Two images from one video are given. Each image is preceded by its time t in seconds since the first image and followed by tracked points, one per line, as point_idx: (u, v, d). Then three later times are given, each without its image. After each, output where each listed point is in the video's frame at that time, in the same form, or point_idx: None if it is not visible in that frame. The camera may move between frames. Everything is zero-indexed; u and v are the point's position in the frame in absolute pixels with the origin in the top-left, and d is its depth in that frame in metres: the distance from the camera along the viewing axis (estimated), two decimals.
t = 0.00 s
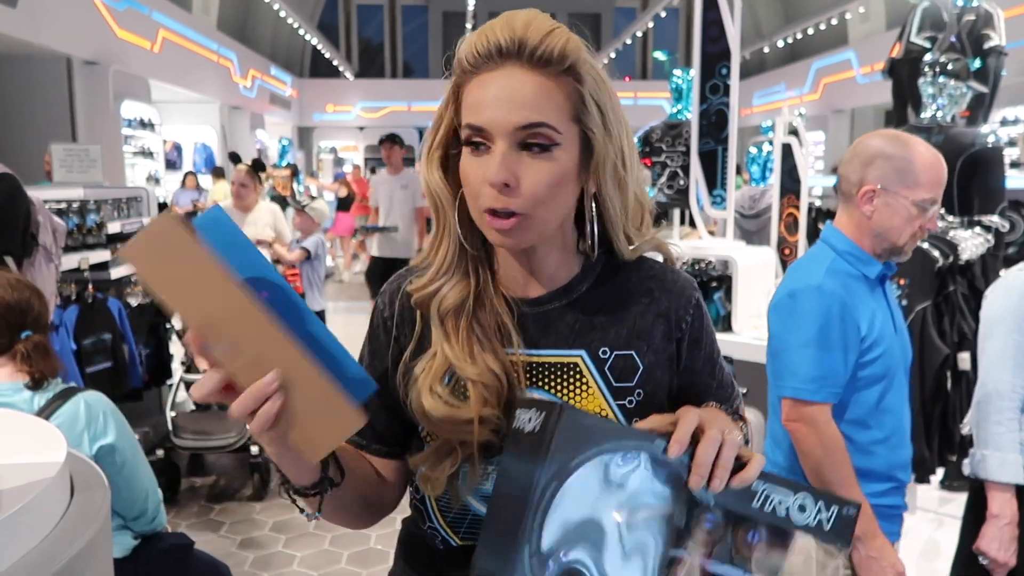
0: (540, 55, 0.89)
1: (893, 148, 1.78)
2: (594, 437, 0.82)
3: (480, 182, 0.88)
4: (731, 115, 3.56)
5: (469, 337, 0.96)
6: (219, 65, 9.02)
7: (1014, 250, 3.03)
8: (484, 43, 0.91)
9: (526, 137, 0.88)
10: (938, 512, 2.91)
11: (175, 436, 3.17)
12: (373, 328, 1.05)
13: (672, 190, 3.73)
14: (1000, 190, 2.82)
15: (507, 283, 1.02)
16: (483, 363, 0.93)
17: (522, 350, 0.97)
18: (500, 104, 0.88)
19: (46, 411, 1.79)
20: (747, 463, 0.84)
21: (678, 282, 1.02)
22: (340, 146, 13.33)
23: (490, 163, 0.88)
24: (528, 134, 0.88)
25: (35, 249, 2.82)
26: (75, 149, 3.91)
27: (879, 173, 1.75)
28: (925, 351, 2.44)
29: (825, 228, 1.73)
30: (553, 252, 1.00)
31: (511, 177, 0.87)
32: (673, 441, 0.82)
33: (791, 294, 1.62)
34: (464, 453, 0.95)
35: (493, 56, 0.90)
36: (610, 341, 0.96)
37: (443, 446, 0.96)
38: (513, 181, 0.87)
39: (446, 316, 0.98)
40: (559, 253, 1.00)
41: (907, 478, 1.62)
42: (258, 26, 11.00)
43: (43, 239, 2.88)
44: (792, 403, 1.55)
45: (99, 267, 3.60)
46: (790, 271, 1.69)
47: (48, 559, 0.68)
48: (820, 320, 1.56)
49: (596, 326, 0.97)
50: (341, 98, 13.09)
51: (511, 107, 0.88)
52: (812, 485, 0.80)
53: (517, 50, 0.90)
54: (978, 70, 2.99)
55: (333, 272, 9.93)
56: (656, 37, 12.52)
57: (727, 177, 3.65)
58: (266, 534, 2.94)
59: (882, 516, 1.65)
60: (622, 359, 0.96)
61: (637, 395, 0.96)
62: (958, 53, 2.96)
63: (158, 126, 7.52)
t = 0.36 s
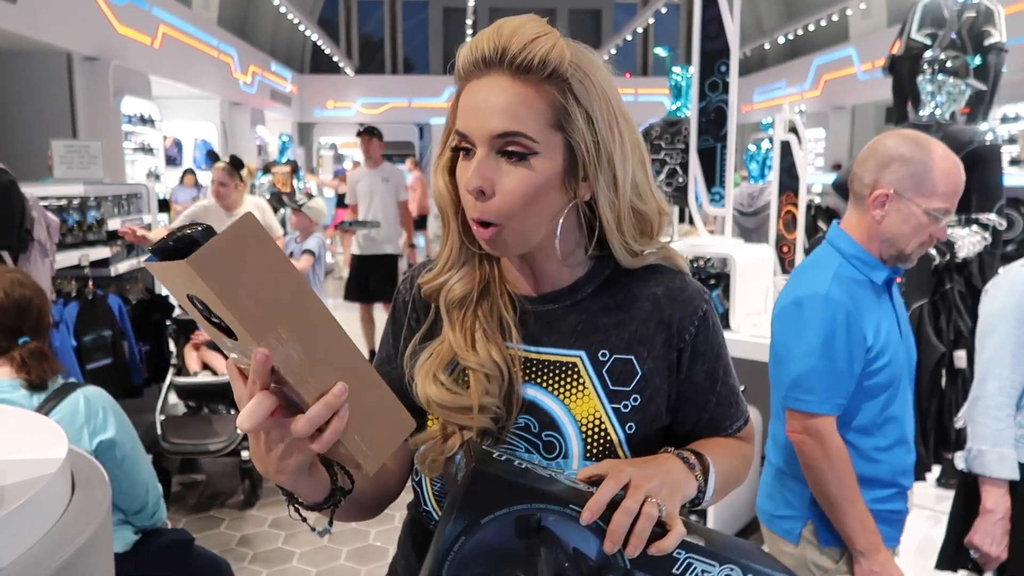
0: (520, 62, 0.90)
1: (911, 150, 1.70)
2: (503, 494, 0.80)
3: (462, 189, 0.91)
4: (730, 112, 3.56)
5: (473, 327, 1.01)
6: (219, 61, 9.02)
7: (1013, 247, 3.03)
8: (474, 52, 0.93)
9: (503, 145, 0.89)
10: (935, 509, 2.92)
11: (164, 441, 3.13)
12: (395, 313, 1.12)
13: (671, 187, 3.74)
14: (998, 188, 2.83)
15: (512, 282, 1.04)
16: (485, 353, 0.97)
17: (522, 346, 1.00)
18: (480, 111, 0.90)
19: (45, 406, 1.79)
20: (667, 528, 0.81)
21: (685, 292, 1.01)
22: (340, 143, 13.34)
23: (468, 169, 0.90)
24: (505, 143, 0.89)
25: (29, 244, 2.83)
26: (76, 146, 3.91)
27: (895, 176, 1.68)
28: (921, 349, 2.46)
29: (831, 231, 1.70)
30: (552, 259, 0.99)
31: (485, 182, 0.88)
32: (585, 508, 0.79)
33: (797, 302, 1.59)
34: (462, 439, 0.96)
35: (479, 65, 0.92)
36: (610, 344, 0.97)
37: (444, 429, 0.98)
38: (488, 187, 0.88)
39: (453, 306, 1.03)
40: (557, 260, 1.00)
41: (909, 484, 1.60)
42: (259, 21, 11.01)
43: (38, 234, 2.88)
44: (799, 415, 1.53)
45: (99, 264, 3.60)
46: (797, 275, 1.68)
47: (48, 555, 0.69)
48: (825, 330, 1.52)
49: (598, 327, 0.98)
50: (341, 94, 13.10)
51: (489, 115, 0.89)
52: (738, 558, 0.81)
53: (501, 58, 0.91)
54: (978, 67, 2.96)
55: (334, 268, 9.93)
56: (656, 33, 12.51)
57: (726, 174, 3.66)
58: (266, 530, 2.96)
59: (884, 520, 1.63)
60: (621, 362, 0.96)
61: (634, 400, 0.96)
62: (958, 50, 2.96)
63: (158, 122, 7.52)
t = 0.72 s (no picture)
0: (511, 58, 0.91)
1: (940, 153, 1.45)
2: (494, 504, 0.81)
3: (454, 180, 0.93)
4: (730, 114, 3.56)
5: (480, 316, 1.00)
6: (221, 63, 9.03)
7: (1014, 249, 3.03)
8: (475, 48, 0.95)
9: (491, 138, 0.91)
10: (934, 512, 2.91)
11: (157, 446, 3.15)
12: (402, 310, 1.13)
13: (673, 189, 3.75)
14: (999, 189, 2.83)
15: (518, 276, 1.05)
16: (493, 340, 0.97)
17: (527, 345, 0.99)
18: (473, 105, 0.92)
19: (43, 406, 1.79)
20: (657, 539, 0.78)
21: (691, 295, 0.99)
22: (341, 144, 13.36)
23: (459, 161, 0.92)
24: (492, 136, 0.90)
25: (15, 243, 2.83)
26: (77, 147, 3.91)
27: (922, 181, 1.44)
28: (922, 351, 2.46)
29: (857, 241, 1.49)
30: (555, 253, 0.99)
31: (472, 173, 0.90)
32: (572, 519, 0.77)
33: (818, 324, 1.40)
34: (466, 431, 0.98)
35: (479, 61, 0.94)
36: (614, 346, 0.96)
37: (447, 422, 1.00)
38: (474, 177, 0.90)
39: (462, 294, 1.03)
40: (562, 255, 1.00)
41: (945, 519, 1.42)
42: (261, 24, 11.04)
43: (24, 234, 2.87)
44: (818, 446, 1.38)
45: (101, 265, 3.61)
46: (817, 293, 1.48)
47: (48, 554, 0.69)
48: (850, 352, 1.35)
49: (602, 329, 0.97)
50: (343, 96, 13.12)
51: (480, 109, 0.91)
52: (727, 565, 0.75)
53: (496, 54, 0.92)
54: (979, 69, 2.99)
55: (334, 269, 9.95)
56: (657, 35, 12.51)
57: (727, 176, 3.66)
58: (266, 531, 2.96)
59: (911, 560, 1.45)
60: (624, 365, 0.96)
61: (637, 403, 0.96)
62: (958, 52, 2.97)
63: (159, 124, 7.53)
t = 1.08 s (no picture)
0: (500, 50, 0.90)
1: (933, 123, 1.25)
2: (455, 514, 0.81)
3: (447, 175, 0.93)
4: (725, 104, 3.55)
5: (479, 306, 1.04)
6: (211, 50, 8.95)
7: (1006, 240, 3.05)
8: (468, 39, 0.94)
9: (480, 133, 0.90)
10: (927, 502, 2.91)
11: (141, 441, 3.04)
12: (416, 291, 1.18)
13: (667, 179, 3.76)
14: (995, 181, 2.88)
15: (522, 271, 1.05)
16: (491, 329, 0.99)
17: (520, 339, 0.99)
18: (465, 100, 0.92)
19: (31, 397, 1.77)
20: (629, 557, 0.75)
21: (693, 301, 0.93)
22: (333, 133, 13.30)
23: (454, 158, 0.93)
24: (480, 130, 0.90)
25: None
26: (65, 135, 3.87)
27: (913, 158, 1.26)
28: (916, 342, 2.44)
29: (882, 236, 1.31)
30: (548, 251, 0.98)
31: (464, 170, 0.90)
32: (536, 535, 0.75)
33: (832, 326, 1.23)
34: (457, 419, 1.01)
35: (471, 53, 0.94)
36: (609, 347, 0.94)
37: (442, 408, 1.02)
38: (466, 173, 0.90)
39: (463, 286, 1.06)
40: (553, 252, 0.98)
41: (985, 553, 1.23)
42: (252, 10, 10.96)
43: None
44: (831, 468, 1.22)
45: (91, 255, 3.55)
46: (835, 292, 1.31)
47: (36, 553, 0.68)
48: (870, 358, 1.17)
49: (598, 329, 0.95)
50: (335, 84, 13.05)
51: (471, 104, 0.91)
52: None
53: (485, 46, 0.91)
54: (972, 60, 2.98)
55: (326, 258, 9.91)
56: (651, 24, 12.47)
57: (721, 166, 3.66)
58: (259, 522, 2.95)
59: None
60: (619, 367, 0.93)
61: (629, 409, 0.93)
62: (953, 42, 2.97)
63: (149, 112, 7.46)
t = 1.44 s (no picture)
0: (472, 56, 0.87)
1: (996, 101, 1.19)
2: (455, 526, 0.76)
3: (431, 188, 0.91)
4: (727, 93, 3.54)
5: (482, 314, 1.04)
6: (208, 39, 8.89)
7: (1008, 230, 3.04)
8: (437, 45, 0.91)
9: (462, 144, 0.88)
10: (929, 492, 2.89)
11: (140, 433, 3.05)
12: (422, 291, 1.18)
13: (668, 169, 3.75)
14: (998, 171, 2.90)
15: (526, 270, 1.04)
16: (493, 341, 0.98)
17: (527, 341, 0.99)
18: (441, 110, 0.89)
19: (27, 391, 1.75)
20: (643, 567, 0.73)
21: (701, 296, 0.92)
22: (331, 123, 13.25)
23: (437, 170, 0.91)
24: (462, 141, 0.88)
25: None
26: (62, 125, 3.83)
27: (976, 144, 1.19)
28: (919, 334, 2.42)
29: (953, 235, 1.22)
30: (555, 250, 0.96)
31: (450, 184, 0.89)
32: (548, 542, 0.72)
33: (879, 328, 1.16)
34: (468, 425, 1.02)
35: (442, 59, 0.91)
36: (619, 346, 0.93)
37: (451, 414, 1.03)
38: (452, 187, 0.89)
39: (465, 293, 1.06)
40: (563, 250, 0.96)
41: None
42: None
43: None
44: (864, 476, 1.17)
45: (88, 246, 3.52)
46: (891, 290, 1.23)
47: (35, 549, 0.66)
48: (913, 369, 1.10)
49: (608, 328, 0.94)
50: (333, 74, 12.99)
51: (447, 114, 0.88)
52: None
53: (457, 52, 0.89)
54: (975, 48, 2.96)
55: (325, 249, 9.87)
56: (650, 13, 12.42)
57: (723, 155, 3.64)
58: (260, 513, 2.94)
59: None
60: (630, 367, 0.93)
61: (640, 409, 0.93)
62: (955, 31, 2.94)
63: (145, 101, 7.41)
